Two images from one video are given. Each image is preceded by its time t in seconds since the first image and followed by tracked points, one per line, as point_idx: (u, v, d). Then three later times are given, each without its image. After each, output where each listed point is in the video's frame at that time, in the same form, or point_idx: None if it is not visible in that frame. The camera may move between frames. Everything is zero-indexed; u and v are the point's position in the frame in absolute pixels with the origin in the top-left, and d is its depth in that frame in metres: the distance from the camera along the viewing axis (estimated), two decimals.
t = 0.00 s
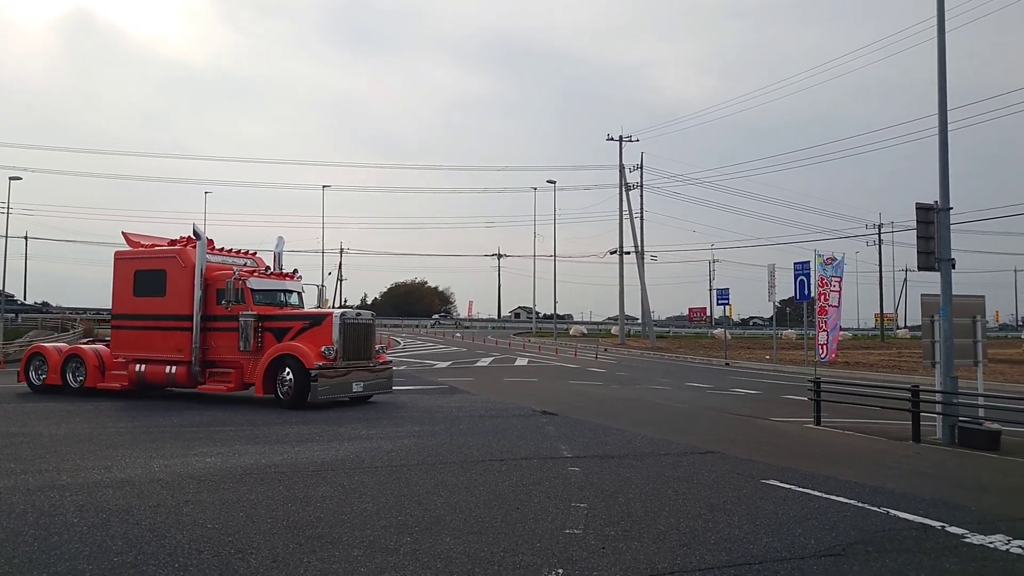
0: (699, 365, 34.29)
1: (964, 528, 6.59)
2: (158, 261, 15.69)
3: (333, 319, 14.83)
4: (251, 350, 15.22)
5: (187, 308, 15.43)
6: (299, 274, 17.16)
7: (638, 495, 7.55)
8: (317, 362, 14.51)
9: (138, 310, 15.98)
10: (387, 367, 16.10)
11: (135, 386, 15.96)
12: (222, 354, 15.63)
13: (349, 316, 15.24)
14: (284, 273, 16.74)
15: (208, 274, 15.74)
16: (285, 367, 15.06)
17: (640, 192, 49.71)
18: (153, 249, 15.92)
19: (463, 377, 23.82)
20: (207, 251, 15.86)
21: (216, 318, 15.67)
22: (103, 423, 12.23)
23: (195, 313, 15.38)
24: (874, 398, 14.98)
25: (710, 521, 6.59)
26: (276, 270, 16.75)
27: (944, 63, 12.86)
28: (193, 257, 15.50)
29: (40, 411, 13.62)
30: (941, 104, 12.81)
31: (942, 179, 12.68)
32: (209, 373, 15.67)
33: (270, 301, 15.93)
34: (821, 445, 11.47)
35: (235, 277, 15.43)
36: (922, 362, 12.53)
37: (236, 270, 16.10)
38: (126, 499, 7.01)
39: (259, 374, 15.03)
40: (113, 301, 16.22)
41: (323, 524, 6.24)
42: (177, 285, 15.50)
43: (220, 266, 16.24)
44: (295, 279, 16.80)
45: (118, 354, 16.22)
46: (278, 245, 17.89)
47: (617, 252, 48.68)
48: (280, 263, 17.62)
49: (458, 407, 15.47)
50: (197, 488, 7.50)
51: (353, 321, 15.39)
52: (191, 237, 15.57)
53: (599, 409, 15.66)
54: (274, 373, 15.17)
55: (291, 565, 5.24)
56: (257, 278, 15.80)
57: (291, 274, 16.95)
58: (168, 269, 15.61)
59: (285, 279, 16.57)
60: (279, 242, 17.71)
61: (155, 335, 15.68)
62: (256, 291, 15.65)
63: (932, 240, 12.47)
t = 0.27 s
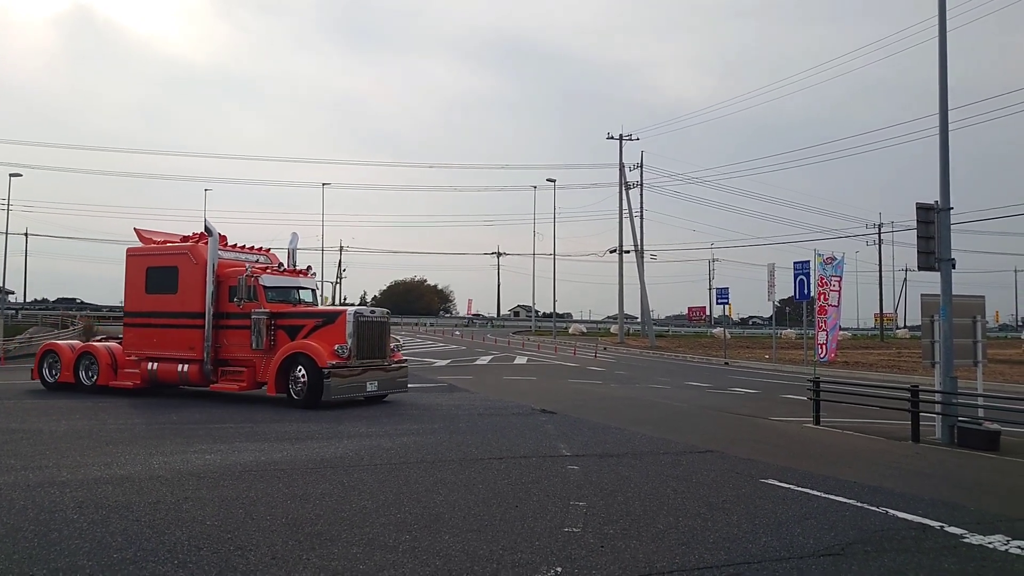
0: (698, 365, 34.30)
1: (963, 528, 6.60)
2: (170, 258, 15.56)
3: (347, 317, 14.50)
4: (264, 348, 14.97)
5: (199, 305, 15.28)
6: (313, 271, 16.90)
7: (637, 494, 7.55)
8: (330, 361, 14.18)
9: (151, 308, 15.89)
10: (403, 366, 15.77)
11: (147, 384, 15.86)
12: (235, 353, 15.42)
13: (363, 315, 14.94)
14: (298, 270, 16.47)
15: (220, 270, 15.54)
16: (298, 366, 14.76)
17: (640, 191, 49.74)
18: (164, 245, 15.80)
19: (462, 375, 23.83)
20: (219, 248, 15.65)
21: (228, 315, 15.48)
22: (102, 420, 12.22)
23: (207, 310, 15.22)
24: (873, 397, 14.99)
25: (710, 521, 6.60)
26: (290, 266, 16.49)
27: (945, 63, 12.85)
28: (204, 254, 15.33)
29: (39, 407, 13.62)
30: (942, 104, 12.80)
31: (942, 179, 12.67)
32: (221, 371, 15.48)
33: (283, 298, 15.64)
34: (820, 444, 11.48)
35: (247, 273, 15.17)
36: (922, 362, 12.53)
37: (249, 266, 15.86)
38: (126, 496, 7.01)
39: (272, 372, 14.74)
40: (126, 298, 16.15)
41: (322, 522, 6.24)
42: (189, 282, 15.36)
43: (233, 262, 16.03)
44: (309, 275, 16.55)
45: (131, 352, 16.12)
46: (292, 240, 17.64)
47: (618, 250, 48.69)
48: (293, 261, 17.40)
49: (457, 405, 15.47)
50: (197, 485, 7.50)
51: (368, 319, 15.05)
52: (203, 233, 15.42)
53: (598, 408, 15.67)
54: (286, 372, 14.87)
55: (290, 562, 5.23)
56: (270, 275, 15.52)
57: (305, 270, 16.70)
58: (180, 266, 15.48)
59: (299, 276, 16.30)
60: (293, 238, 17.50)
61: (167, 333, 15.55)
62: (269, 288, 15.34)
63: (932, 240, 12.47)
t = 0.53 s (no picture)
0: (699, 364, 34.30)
1: (965, 528, 6.59)
2: (184, 257, 15.46)
3: (362, 316, 14.24)
4: (279, 348, 14.77)
5: (213, 305, 15.15)
6: (330, 270, 16.74)
7: (638, 493, 7.55)
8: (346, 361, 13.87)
9: (165, 307, 15.80)
10: (420, 366, 15.44)
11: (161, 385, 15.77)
12: (249, 353, 15.25)
13: (379, 314, 14.64)
14: (314, 269, 16.31)
15: (235, 270, 15.41)
16: (313, 367, 14.52)
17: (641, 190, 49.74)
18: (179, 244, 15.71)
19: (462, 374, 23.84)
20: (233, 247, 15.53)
21: (243, 315, 15.33)
22: (104, 419, 12.23)
23: (221, 310, 15.08)
24: (874, 396, 14.99)
25: (711, 520, 6.59)
26: (306, 265, 16.31)
27: (947, 62, 12.83)
28: (219, 253, 15.22)
29: (41, 407, 13.63)
30: (944, 103, 12.78)
31: (944, 178, 12.66)
32: (236, 372, 15.31)
33: (299, 297, 15.46)
34: (821, 444, 11.48)
35: (261, 272, 15.01)
36: (924, 361, 12.53)
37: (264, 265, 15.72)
38: (127, 495, 7.01)
39: (287, 373, 14.49)
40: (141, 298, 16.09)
41: (324, 521, 6.24)
42: (203, 281, 15.25)
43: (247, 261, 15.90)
44: (325, 275, 16.35)
45: (145, 353, 16.01)
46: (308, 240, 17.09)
47: (619, 250, 48.68)
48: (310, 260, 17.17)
49: (459, 405, 15.47)
50: (199, 485, 7.50)
51: (384, 319, 14.78)
52: (218, 232, 15.30)
53: (599, 407, 15.67)
54: (302, 373, 14.62)
55: (291, 562, 5.23)
56: (285, 274, 15.35)
57: (321, 269, 16.52)
58: (194, 265, 15.37)
59: (315, 275, 16.11)
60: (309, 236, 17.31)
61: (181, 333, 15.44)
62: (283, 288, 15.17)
63: (934, 239, 12.45)
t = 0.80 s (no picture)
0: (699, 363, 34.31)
1: (966, 526, 6.58)
2: (197, 256, 15.27)
3: (377, 316, 13.94)
4: (293, 348, 14.51)
5: (226, 305, 14.94)
6: (345, 269, 16.49)
7: (638, 493, 7.54)
8: (362, 361, 13.55)
9: (178, 307, 15.63)
10: (437, 367, 15.13)
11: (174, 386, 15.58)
12: (263, 354, 15.00)
13: (395, 313, 14.33)
14: (329, 268, 16.08)
15: (248, 269, 15.20)
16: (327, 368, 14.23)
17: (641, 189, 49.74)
18: (191, 243, 15.53)
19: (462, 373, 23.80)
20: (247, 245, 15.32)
21: (256, 315, 15.11)
22: (104, 420, 12.22)
23: (234, 309, 14.86)
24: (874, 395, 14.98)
25: (712, 519, 6.59)
26: (321, 264, 16.05)
27: (947, 61, 12.82)
28: (232, 251, 15.04)
29: (42, 407, 13.63)
30: (944, 102, 12.77)
31: (944, 177, 12.65)
32: (249, 373, 15.07)
33: (314, 297, 15.21)
34: (821, 443, 11.47)
35: (275, 271, 14.77)
36: (924, 359, 12.51)
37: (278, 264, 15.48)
38: (128, 495, 7.01)
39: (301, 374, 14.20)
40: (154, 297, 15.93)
41: (324, 521, 6.23)
42: (216, 280, 15.06)
43: (260, 259, 15.69)
44: (340, 273, 16.09)
45: (157, 354, 15.83)
46: (324, 237, 16.74)
47: (619, 249, 48.69)
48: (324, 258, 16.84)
49: (459, 404, 15.46)
50: (199, 485, 7.50)
51: (400, 318, 14.48)
52: (231, 230, 15.10)
53: (599, 406, 15.66)
54: (316, 373, 14.33)
55: (292, 562, 5.22)
56: (299, 273, 15.09)
57: (336, 268, 16.27)
58: (207, 264, 15.18)
59: (329, 274, 15.85)
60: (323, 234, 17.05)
61: (194, 333, 15.24)
62: (298, 287, 14.92)
63: (934, 238, 12.44)
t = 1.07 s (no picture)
0: (699, 363, 34.32)
1: (968, 526, 6.58)
2: (210, 256, 15.02)
3: (393, 316, 13.65)
4: (307, 350, 14.24)
5: (238, 307, 14.68)
6: (359, 269, 16.22)
7: (640, 493, 7.54)
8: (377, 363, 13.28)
9: (191, 308, 15.39)
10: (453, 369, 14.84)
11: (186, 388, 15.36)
12: (276, 356, 14.75)
13: (411, 314, 14.04)
14: (343, 268, 15.80)
15: (261, 269, 14.94)
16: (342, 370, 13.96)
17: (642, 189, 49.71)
18: (203, 243, 15.29)
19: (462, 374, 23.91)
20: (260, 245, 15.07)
21: (269, 316, 14.85)
22: (105, 421, 12.23)
23: (247, 311, 14.60)
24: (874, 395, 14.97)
25: (713, 519, 6.59)
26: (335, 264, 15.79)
27: (947, 60, 12.81)
28: (245, 251, 14.77)
29: (43, 409, 13.64)
30: (944, 102, 12.77)
31: (944, 176, 12.65)
32: (263, 375, 14.83)
33: (328, 297, 14.95)
34: (823, 442, 11.47)
35: (289, 272, 14.51)
36: (925, 359, 12.50)
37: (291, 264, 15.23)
38: (129, 497, 7.01)
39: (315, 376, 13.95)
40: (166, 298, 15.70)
41: (325, 523, 6.23)
42: (229, 281, 14.81)
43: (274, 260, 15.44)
44: (354, 274, 15.80)
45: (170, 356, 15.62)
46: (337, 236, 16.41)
47: (620, 250, 48.69)
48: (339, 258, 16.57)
49: (460, 405, 15.46)
50: (200, 486, 7.50)
51: (415, 319, 14.20)
52: (244, 230, 14.83)
53: (600, 407, 15.65)
54: (330, 375, 14.07)
55: (293, 563, 5.22)
56: (313, 273, 14.82)
57: (350, 268, 15.98)
58: (219, 265, 14.93)
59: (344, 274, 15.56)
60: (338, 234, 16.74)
61: (207, 335, 15.01)
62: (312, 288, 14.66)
63: (934, 238, 12.44)
